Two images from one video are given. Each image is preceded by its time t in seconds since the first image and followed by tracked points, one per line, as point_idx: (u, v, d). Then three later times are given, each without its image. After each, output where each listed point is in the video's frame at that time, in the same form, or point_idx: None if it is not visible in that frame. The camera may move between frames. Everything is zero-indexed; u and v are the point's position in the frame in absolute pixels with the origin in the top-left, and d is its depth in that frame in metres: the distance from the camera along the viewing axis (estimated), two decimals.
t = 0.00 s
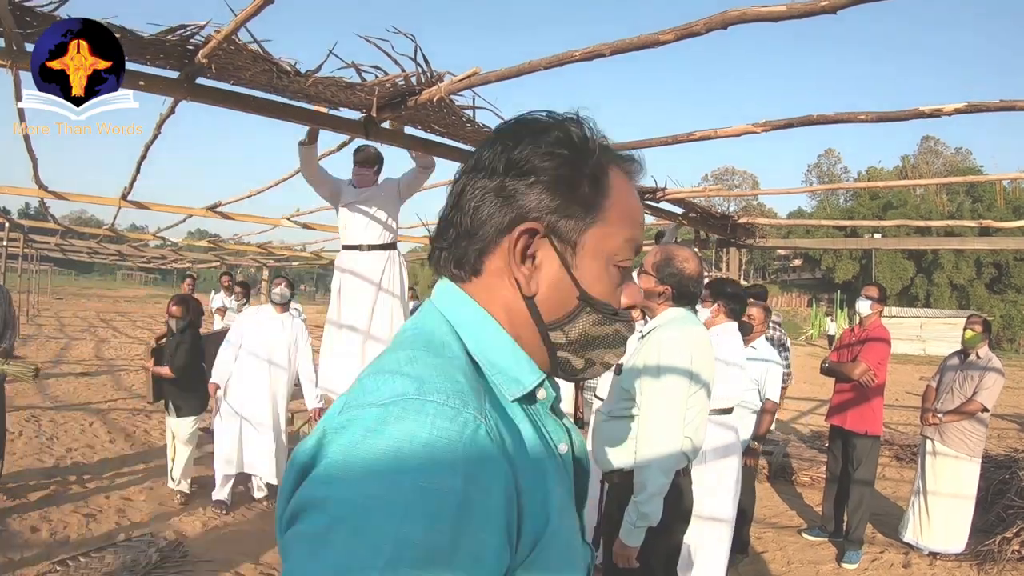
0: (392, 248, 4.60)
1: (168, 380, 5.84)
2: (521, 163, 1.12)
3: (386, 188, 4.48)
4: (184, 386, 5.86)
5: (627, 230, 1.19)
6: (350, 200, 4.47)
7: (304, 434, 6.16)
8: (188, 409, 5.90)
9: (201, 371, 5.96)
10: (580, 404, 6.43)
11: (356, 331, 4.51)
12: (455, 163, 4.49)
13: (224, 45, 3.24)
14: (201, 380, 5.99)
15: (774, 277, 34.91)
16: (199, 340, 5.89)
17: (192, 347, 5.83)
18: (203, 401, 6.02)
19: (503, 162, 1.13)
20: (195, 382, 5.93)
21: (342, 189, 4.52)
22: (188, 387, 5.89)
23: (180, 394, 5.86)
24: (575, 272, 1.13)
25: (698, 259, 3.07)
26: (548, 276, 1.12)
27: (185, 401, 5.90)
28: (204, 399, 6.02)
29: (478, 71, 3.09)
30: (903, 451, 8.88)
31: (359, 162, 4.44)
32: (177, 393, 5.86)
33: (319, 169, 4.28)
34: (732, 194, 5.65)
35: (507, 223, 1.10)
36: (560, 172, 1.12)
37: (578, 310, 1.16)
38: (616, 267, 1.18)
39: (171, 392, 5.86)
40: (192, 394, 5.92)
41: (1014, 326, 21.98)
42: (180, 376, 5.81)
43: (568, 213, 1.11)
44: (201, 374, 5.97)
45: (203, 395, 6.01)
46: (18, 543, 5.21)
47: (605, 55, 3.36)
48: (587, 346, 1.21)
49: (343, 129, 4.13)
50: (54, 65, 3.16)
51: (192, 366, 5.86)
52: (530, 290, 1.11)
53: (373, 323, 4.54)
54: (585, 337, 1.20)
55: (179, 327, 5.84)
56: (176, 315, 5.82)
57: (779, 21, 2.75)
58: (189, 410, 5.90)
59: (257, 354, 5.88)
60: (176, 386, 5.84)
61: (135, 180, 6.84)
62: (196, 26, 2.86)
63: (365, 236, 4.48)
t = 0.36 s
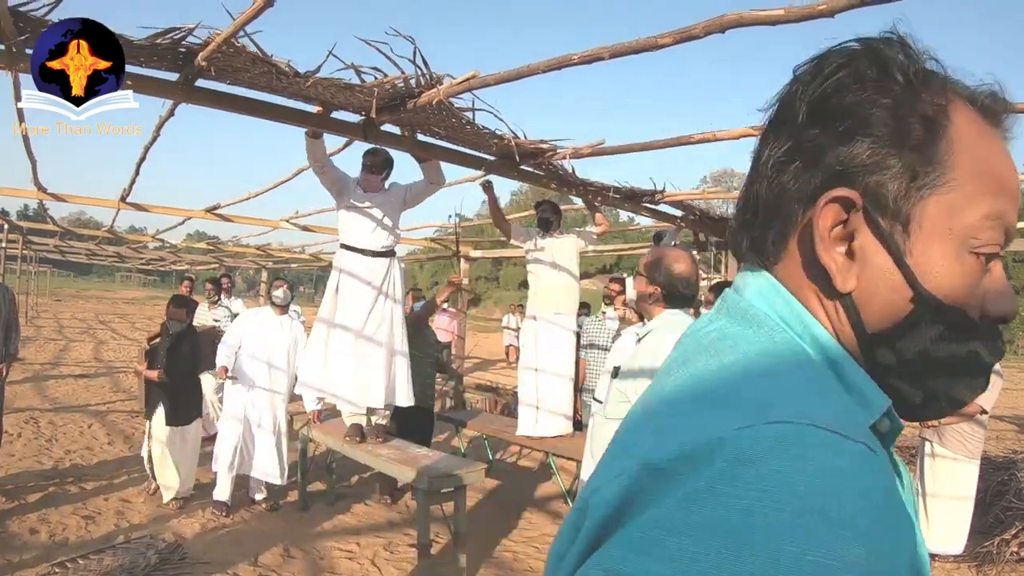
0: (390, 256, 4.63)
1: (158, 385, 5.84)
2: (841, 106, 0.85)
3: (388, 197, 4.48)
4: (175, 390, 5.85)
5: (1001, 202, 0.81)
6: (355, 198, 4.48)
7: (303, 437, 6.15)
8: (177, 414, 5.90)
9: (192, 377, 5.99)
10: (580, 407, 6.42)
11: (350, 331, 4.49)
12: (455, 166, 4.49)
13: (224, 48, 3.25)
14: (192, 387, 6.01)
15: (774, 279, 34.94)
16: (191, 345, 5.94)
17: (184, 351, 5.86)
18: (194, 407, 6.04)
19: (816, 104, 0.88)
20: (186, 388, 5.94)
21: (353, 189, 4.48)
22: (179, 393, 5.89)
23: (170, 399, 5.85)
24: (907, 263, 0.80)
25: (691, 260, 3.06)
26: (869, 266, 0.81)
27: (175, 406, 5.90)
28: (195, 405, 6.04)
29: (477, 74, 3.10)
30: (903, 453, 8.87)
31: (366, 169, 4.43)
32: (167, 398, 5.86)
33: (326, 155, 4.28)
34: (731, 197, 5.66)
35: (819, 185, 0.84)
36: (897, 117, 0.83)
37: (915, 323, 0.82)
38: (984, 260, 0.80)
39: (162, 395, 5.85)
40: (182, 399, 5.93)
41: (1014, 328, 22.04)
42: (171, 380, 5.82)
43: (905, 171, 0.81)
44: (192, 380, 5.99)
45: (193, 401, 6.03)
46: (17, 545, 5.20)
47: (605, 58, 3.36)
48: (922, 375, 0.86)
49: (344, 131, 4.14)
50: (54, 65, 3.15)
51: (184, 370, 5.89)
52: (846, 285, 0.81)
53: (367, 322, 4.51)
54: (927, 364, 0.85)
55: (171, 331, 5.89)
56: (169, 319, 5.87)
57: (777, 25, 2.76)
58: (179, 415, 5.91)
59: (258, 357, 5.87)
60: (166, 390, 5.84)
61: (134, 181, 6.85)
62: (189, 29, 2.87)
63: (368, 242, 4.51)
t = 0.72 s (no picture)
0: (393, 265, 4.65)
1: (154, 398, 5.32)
2: None
3: (392, 202, 4.51)
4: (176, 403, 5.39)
5: None
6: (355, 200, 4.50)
7: (303, 439, 6.13)
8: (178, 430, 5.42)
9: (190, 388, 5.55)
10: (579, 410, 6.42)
11: (346, 333, 4.49)
12: (456, 169, 4.50)
13: (225, 50, 3.25)
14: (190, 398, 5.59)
15: (773, 281, 34.98)
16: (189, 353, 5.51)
17: (183, 360, 5.42)
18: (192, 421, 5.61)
19: None
20: (184, 399, 5.50)
21: (354, 193, 4.51)
22: (180, 406, 5.43)
23: (172, 413, 5.38)
24: None
25: (682, 260, 2.97)
26: None
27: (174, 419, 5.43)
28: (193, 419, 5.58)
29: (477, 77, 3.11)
30: (901, 455, 8.88)
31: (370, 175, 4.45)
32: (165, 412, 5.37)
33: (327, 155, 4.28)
34: (731, 201, 5.67)
35: None
36: None
37: None
38: None
39: (161, 410, 5.35)
40: (182, 412, 5.48)
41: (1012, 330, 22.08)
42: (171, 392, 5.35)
43: None
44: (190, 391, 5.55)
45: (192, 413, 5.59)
46: (16, 548, 5.20)
47: (604, 63, 3.38)
48: None
49: (344, 134, 4.15)
50: (55, 65, 3.18)
51: (183, 381, 5.43)
52: None
53: (363, 324, 4.51)
54: None
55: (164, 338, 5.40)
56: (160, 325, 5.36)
57: (776, 29, 2.77)
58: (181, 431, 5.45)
59: (256, 361, 5.82)
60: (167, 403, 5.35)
61: (134, 185, 6.86)
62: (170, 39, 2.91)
63: (368, 246, 4.51)
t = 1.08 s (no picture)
0: (398, 266, 4.67)
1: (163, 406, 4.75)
2: None
3: (396, 204, 4.55)
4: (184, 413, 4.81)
5: None
6: (358, 200, 4.50)
7: (306, 445, 6.13)
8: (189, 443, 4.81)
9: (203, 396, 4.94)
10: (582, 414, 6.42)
11: (347, 334, 4.50)
12: (460, 174, 4.51)
13: (229, 54, 3.26)
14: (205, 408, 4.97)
15: (775, 283, 34.96)
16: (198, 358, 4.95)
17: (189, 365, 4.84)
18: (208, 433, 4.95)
19: None
20: (197, 409, 4.89)
21: (356, 194, 4.50)
22: (190, 416, 4.83)
23: (181, 424, 4.81)
24: None
25: (678, 261, 2.92)
26: None
27: (187, 431, 4.85)
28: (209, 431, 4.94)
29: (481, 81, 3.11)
30: (905, 457, 8.87)
31: (371, 177, 4.46)
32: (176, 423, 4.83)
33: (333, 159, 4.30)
34: (733, 203, 5.67)
35: None
36: None
37: None
38: None
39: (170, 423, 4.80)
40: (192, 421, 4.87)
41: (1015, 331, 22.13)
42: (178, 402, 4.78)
43: None
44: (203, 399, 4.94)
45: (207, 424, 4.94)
46: (20, 552, 5.20)
47: (607, 67, 3.38)
48: None
49: (348, 139, 4.15)
50: (55, 66, 3.15)
51: (192, 388, 4.86)
52: None
53: (364, 325, 4.51)
54: None
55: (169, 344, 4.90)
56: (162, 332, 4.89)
57: (778, 33, 2.78)
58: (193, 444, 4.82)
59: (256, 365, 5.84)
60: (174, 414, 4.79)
61: (137, 190, 6.87)
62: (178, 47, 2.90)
63: (372, 250, 4.52)
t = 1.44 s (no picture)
0: (399, 269, 4.65)
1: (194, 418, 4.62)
2: None
3: (397, 211, 4.52)
4: (214, 427, 4.66)
5: None
6: (363, 205, 4.49)
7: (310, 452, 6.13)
8: (218, 458, 4.67)
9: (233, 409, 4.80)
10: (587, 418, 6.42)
11: (353, 339, 4.52)
12: (465, 179, 4.52)
13: (234, 61, 3.27)
14: (235, 422, 4.84)
15: (780, 286, 34.89)
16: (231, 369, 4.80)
17: (221, 377, 4.69)
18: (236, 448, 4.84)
19: None
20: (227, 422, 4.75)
21: (361, 201, 4.49)
22: (221, 430, 4.69)
23: (211, 438, 4.65)
24: None
25: (681, 264, 2.92)
26: None
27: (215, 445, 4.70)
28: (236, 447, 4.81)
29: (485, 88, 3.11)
30: (911, 459, 8.84)
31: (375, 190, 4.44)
32: (205, 436, 4.67)
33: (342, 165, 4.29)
34: (737, 207, 5.67)
35: None
36: None
37: None
38: None
39: (198, 434, 4.64)
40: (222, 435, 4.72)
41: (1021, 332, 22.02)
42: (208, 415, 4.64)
43: None
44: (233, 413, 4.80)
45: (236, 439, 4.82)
46: (26, 557, 5.22)
47: (611, 71, 3.39)
48: None
49: (353, 145, 4.17)
50: (54, 66, 3.17)
51: (223, 401, 4.71)
52: None
53: (368, 329, 4.51)
54: None
55: (197, 351, 4.73)
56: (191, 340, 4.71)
57: (782, 36, 2.78)
58: (221, 459, 4.69)
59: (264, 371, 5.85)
60: (203, 426, 4.63)
61: (142, 196, 6.90)
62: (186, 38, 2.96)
63: (377, 256, 4.53)
